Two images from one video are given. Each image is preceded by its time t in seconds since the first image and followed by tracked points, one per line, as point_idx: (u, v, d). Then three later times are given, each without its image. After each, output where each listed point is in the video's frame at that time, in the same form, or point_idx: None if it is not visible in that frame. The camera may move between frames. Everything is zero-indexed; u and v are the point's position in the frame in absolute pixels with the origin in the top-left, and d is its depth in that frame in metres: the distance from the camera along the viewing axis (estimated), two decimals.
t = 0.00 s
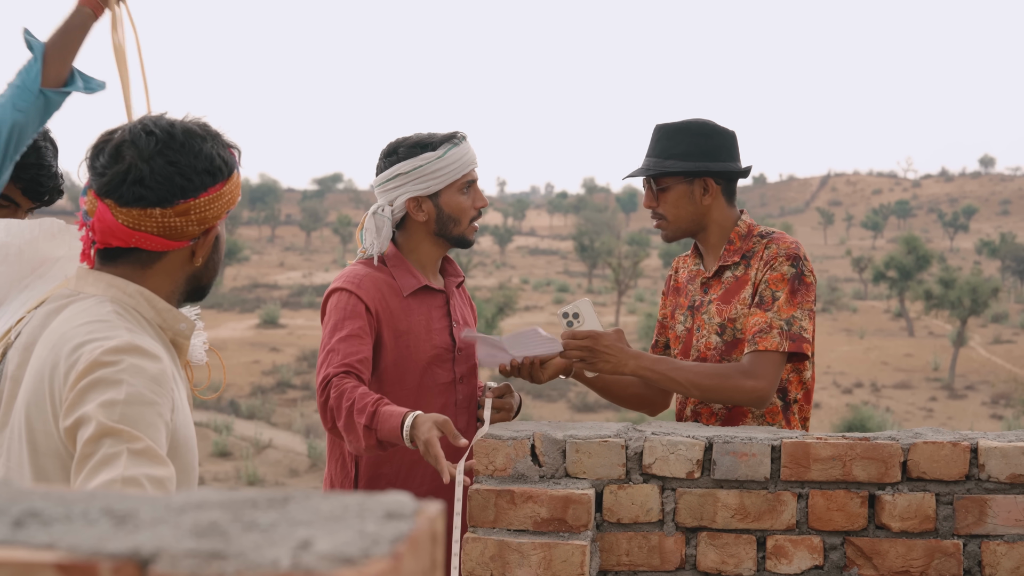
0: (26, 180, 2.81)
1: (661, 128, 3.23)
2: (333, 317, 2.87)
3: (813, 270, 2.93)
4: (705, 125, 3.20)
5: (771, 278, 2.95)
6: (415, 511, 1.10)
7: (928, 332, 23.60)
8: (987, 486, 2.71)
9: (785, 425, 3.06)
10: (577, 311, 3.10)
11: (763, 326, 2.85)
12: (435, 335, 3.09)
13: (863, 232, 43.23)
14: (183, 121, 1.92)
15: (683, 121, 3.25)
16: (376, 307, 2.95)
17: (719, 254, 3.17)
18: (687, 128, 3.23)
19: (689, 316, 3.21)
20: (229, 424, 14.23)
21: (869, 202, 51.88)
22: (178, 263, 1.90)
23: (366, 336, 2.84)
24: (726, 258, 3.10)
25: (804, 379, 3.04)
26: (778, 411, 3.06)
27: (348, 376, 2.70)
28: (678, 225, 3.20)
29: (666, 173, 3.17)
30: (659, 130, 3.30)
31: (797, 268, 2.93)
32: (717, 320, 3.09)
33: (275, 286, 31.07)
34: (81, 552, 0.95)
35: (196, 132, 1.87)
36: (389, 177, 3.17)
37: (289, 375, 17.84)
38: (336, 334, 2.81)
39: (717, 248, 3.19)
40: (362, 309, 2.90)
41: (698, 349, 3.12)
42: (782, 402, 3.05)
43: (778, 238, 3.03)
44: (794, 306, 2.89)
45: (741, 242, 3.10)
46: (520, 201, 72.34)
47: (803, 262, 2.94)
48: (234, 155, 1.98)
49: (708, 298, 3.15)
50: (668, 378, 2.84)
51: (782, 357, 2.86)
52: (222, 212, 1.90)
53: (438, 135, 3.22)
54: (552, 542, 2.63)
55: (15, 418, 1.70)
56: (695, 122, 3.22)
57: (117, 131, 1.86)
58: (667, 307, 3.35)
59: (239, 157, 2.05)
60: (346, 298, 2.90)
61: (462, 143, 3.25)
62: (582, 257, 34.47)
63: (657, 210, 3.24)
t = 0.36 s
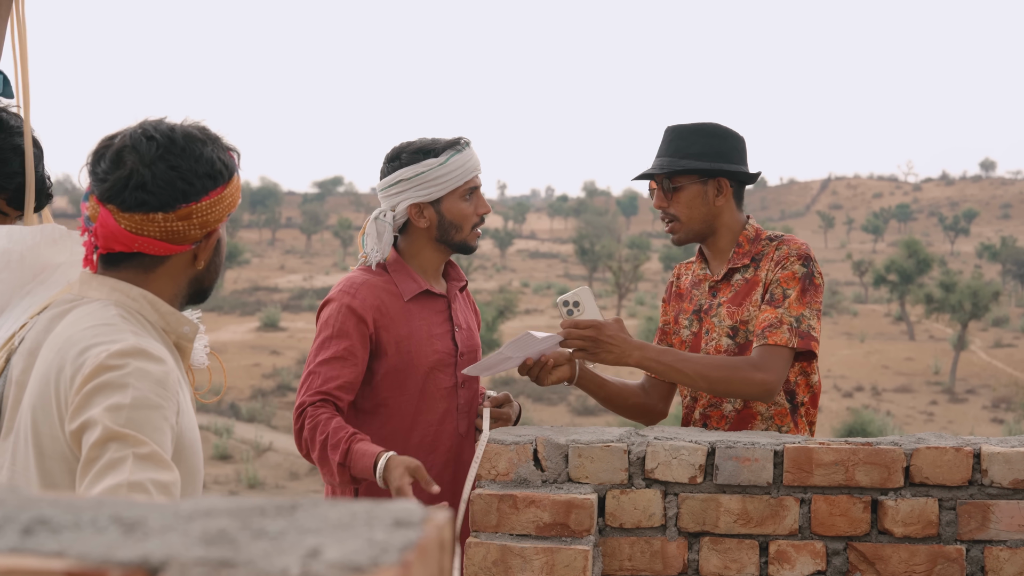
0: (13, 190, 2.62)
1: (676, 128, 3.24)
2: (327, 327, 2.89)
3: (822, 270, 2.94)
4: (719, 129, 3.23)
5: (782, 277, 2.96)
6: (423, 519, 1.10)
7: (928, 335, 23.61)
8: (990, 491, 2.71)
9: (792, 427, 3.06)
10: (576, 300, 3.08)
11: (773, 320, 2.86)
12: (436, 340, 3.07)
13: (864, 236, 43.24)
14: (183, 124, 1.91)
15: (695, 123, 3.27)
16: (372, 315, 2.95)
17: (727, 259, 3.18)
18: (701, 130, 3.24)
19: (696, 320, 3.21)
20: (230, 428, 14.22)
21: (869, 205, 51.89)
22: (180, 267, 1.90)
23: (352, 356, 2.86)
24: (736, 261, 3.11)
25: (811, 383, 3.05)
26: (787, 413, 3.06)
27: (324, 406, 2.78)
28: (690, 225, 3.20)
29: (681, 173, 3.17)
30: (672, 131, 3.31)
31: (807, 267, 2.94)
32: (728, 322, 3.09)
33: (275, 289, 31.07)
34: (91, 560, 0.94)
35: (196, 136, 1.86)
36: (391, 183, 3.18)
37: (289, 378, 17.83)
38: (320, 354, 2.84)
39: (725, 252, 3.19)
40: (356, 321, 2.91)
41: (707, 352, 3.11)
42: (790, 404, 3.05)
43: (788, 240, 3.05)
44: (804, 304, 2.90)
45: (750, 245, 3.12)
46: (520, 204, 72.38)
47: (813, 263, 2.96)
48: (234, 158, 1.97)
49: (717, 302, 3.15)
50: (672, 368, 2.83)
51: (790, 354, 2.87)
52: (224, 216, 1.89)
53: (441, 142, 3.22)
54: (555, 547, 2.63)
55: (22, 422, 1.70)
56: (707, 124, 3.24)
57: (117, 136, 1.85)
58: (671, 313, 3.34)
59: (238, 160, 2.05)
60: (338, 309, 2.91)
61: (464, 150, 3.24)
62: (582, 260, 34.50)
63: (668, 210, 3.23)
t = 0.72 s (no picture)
0: (38, 193, 2.54)
1: (690, 130, 3.26)
2: (325, 336, 2.95)
3: (833, 272, 2.97)
4: (733, 132, 3.25)
5: (792, 277, 2.97)
6: (437, 523, 1.10)
7: (932, 340, 23.59)
8: (998, 496, 2.71)
9: (805, 428, 3.06)
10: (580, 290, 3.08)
11: (780, 318, 2.88)
12: (438, 344, 3.07)
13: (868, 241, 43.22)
14: (182, 126, 1.91)
15: (710, 125, 3.28)
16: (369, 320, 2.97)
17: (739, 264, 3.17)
18: (715, 133, 3.26)
19: (706, 324, 3.20)
20: (234, 431, 14.24)
21: (873, 210, 51.87)
22: (187, 267, 1.91)
23: (342, 367, 2.91)
24: (748, 264, 3.11)
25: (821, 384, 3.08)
26: (799, 413, 3.06)
27: (314, 423, 2.91)
28: (700, 227, 3.19)
29: (693, 174, 3.18)
30: (685, 134, 3.33)
31: (818, 268, 2.96)
32: (741, 325, 3.09)
33: (279, 292, 31.12)
34: (106, 562, 0.93)
35: (196, 137, 1.86)
36: (400, 187, 3.19)
37: (293, 382, 17.85)
38: (313, 366, 2.93)
39: (735, 255, 3.19)
40: (353, 329, 2.94)
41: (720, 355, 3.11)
42: (802, 405, 3.05)
43: (799, 243, 3.06)
44: (811, 305, 2.91)
45: (761, 248, 3.12)
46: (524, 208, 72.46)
47: (824, 264, 2.97)
48: (233, 157, 1.97)
49: (728, 305, 3.15)
50: (679, 364, 2.84)
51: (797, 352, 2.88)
52: (227, 216, 1.90)
53: (451, 148, 3.22)
54: (561, 551, 2.64)
55: (32, 424, 1.70)
56: (722, 127, 3.26)
57: (118, 141, 1.86)
58: (679, 318, 3.34)
59: (237, 159, 2.05)
60: (334, 317, 2.96)
61: (475, 157, 3.25)
62: (586, 264, 34.54)
63: (679, 212, 3.23)
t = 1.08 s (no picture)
0: (48, 200, 2.56)
1: (704, 131, 3.28)
2: (326, 340, 2.96)
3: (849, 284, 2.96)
4: (747, 136, 3.25)
5: (816, 289, 2.95)
6: (443, 523, 1.11)
7: (939, 346, 23.52)
8: (1003, 501, 2.71)
9: (812, 437, 3.08)
10: (635, 331, 2.96)
11: (821, 335, 2.84)
12: (441, 348, 3.08)
13: (874, 247, 43.14)
14: (179, 127, 1.90)
15: (722, 128, 3.30)
16: (369, 325, 2.98)
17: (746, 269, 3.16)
18: (729, 135, 3.27)
19: (713, 328, 3.21)
20: (241, 436, 14.27)
21: (880, 216, 51.78)
22: (190, 268, 1.93)
23: (343, 372, 2.92)
24: (756, 270, 3.10)
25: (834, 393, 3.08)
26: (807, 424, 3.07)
27: (315, 430, 2.94)
28: (704, 227, 3.22)
29: (700, 174, 3.21)
30: (701, 136, 3.35)
31: (836, 279, 2.94)
32: (747, 331, 3.08)
33: (286, 297, 31.19)
34: (111, 562, 0.94)
35: (194, 138, 1.85)
36: (403, 193, 3.21)
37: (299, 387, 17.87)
38: (313, 372, 2.95)
39: (743, 258, 3.20)
40: (354, 335, 2.95)
41: (726, 360, 3.12)
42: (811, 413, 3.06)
43: (810, 251, 3.05)
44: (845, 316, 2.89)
45: (769, 254, 3.11)
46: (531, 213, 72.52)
47: (840, 275, 2.96)
48: (231, 156, 1.96)
49: (736, 310, 3.14)
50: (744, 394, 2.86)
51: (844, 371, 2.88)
52: (227, 216, 1.90)
53: (453, 151, 3.24)
54: (567, 555, 2.65)
55: (40, 426, 1.71)
56: (735, 131, 3.27)
57: (117, 143, 1.85)
58: (686, 321, 3.35)
59: (235, 157, 2.04)
60: (334, 321, 2.97)
61: (476, 159, 3.27)
62: (592, 270, 34.56)
63: (686, 210, 3.28)
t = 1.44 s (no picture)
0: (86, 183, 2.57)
1: (713, 133, 3.30)
2: (328, 341, 2.98)
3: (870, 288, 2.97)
4: (756, 138, 3.26)
5: (843, 296, 2.93)
6: (449, 523, 1.12)
7: (944, 351, 23.49)
8: (1009, 505, 2.70)
9: (820, 442, 3.09)
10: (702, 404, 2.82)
11: (866, 343, 2.83)
12: (443, 348, 3.09)
13: (879, 251, 43.08)
14: (180, 129, 1.90)
15: (734, 131, 3.31)
16: (370, 326, 2.99)
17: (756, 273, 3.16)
18: (739, 138, 3.29)
19: (723, 331, 3.20)
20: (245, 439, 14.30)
21: (885, 220, 51.71)
22: (192, 269, 1.93)
23: (346, 374, 2.93)
24: (767, 274, 3.10)
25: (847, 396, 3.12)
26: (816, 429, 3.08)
27: (319, 432, 2.95)
28: (713, 231, 3.25)
29: (709, 177, 3.24)
30: (710, 138, 3.37)
31: (856, 284, 2.95)
32: (758, 336, 3.08)
33: (290, 301, 31.25)
34: (118, 561, 0.95)
35: (195, 140, 1.85)
36: (400, 194, 3.22)
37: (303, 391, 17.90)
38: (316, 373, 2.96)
39: (753, 261, 3.20)
40: (357, 336, 2.97)
41: (736, 364, 3.12)
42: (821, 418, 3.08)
43: (826, 258, 3.04)
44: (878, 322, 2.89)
45: (780, 257, 3.12)
46: (535, 217, 72.56)
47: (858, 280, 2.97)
48: (231, 156, 1.96)
49: (747, 314, 3.14)
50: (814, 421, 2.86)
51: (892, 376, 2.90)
52: (229, 217, 1.90)
53: (449, 152, 3.25)
54: (573, 558, 2.65)
55: (44, 427, 1.72)
56: (746, 134, 3.28)
57: (117, 145, 1.84)
58: (694, 322, 3.34)
59: (235, 158, 2.04)
60: (335, 322, 2.98)
61: (473, 160, 3.28)
62: (597, 274, 34.58)
63: (695, 212, 3.31)
